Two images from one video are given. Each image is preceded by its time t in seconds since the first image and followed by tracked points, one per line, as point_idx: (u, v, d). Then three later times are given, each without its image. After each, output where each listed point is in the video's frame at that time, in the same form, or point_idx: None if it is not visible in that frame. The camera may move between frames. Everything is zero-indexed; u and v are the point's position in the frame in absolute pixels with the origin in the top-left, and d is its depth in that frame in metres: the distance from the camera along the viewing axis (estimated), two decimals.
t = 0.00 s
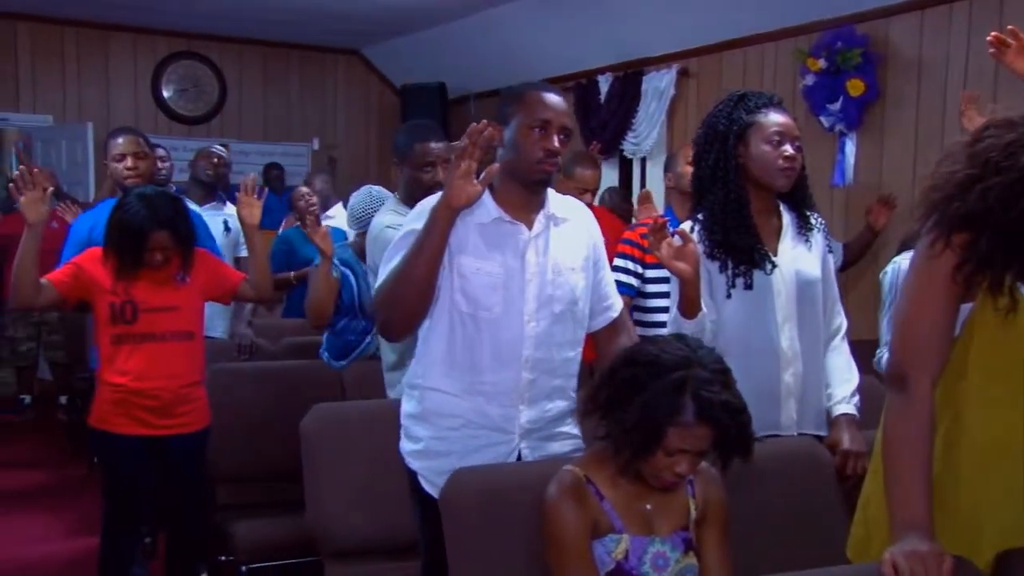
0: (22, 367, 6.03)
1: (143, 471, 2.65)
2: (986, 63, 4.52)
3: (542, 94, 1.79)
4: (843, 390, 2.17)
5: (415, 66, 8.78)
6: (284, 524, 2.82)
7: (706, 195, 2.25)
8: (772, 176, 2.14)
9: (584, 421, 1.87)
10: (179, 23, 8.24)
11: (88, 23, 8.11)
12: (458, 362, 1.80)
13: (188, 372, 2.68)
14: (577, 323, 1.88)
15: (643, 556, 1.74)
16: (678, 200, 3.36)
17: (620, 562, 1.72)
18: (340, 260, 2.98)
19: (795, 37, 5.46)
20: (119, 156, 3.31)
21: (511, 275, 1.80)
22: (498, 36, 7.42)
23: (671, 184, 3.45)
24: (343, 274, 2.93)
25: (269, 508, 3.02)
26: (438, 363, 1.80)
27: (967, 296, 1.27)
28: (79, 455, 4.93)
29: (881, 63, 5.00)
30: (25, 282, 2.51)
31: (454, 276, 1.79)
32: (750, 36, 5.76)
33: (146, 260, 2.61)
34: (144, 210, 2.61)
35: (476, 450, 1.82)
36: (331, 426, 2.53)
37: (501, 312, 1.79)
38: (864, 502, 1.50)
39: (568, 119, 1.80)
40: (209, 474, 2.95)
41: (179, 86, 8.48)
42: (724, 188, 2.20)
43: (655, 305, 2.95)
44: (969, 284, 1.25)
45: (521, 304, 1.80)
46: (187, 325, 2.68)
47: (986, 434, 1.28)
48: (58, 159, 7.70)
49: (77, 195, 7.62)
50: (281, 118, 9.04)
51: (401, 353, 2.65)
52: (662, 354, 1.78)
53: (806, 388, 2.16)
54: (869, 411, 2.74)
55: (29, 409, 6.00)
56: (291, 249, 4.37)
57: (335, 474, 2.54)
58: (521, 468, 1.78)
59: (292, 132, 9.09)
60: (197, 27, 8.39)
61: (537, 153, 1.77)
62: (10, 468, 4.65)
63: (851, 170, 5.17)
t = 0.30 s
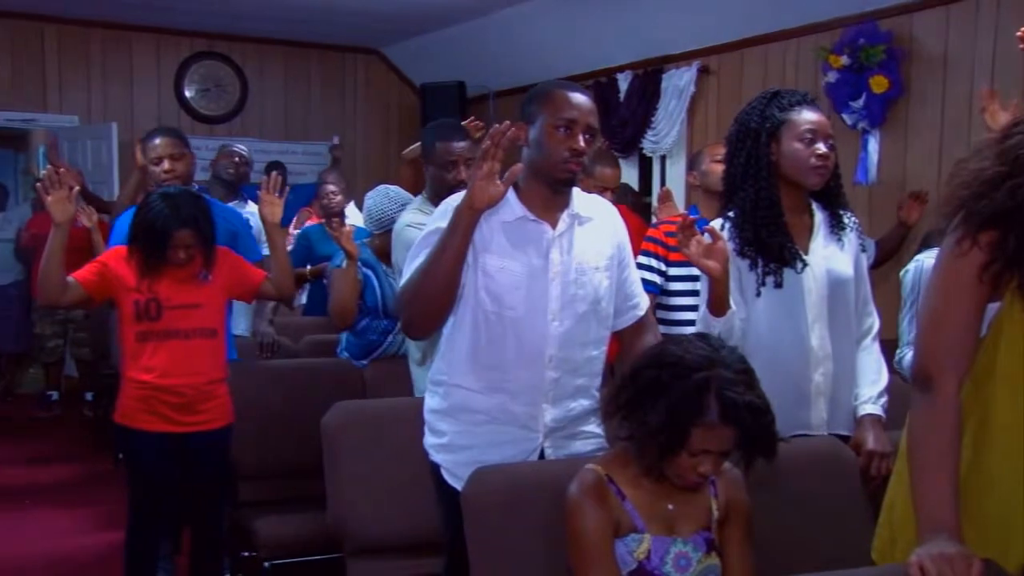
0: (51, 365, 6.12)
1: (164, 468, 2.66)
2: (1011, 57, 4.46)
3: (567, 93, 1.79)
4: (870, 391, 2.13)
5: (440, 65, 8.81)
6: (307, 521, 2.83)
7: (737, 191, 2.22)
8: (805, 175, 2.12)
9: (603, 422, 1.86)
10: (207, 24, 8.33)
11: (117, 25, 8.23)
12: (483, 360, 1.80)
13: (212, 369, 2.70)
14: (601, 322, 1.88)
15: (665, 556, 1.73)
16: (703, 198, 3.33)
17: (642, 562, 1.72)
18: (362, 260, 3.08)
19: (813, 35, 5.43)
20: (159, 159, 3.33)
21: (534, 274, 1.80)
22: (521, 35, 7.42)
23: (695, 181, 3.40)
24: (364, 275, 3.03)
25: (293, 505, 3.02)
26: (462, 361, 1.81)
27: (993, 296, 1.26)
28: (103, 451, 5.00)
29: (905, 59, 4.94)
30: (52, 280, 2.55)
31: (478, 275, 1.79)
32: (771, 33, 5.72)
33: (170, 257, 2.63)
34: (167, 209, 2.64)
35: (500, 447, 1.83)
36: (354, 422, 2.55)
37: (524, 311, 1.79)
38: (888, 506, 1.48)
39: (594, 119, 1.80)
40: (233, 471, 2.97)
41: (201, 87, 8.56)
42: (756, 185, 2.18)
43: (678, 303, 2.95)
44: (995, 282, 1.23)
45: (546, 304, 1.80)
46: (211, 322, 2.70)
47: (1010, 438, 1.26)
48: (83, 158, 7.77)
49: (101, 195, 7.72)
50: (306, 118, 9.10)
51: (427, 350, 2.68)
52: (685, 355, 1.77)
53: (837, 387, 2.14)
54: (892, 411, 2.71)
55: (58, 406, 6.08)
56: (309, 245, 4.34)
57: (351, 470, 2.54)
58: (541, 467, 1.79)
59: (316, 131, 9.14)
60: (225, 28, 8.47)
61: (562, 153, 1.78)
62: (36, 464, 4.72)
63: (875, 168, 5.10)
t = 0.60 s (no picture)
0: (70, 367, 6.14)
1: (184, 469, 2.66)
2: None
3: (582, 94, 1.79)
4: (894, 393, 2.12)
5: (456, 67, 8.82)
6: (327, 523, 2.83)
7: (767, 193, 2.22)
8: (835, 176, 2.11)
9: (621, 424, 1.86)
10: (223, 27, 8.35)
11: (136, 28, 8.25)
12: (497, 360, 1.80)
13: (230, 371, 2.70)
14: (617, 323, 1.87)
15: (683, 558, 1.73)
16: (721, 201, 3.34)
17: (660, 564, 1.72)
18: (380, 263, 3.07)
19: (834, 36, 5.44)
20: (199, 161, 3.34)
21: (548, 274, 1.80)
22: (539, 37, 7.43)
23: (714, 183, 3.40)
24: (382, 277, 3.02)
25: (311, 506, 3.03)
26: (477, 360, 1.81)
27: (1012, 295, 1.25)
28: (123, 453, 5.01)
29: (924, 61, 4.93)
30: (73, 282, 2.56)
31: (492, 275, 1.80)
32: (792, 34, 5.72)
33: (190, 258, 2.64)
34: (187, 210, 2.65)
35: (514, 448, 1.82)
36: (373, 423, 2.56)
37: (539, 311, 1.79)
38: (908, 508, 1.49)
39: (610, 120, 1.80)
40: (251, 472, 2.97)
41: (220, 89, 8.58)
42: (786, 187, 2.17)
43: (696, 306, 2.98)
44: (1015, 281, 1.23)
45: (560, 303, 1.80)
46: (229, 325, 2.71)
47: None
48: (105, 161, 7.71)
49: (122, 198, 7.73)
50: (323, 120, 9.12)
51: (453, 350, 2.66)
52: (703, 356, 1.77)
53: (864, 388, 2.14)
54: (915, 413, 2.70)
55: (77, 408, 6.11)
56: (327, 246, 4.34)
57: (370, 473, 2.55)
58: (557, 470, 1.79)
59: (333, 133, 9.17)
60: (241, 31, 8.49)
61: (578, 153, 1.78)
62: (57, 465, 4.73)
63: (895, 168, 5.10)
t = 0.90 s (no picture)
0: (87, 369, 6.18)
1: (198, 471, 2.66)
2: None
3: (582, 94, 1.79)
4: (915, 398, 2.06)
5: (470, 71, 8.84)
6: (342, 526, 2.84)
7: (792, 196, 2.21)
8: (861, 180, 2.09)
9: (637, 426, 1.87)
10: (240, 31, 8.39)
11: (153, 33, 8.30)
12: (503, 363, 1.80)
13: (247, 374, 2.72)
14: (625, 323, 1.86)
15: (698, 562, 1.73)
16: (732, 204, 3.33)
17: (675, 568, 1.71)
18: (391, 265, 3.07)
19: (849, 38, 5.44)
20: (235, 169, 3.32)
21: (553, 275, 1.79)
22: (553, 40, 7.43)
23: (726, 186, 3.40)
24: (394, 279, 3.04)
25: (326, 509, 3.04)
26: (483, 364, 1.81)
27: None
28: (138, 454, 5.04)
29: (940, 63, 4.91)
30: (90, 285, 2.58)
31: (497, 278, 1.80)
32: (806, 36, 5.71)
33: (205, 262, 2.65)
34: (203, 214, 2.65)
35: (522, 452, 1.82)
36: (387, 426, 2.56)
37: (544, 313, 1.78)
38: (924, 513, 1.48)
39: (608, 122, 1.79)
40: (267, 475, 2.98)
41: (235, 92, 8.64)
42: (811, 190, 2.16)
43: (709, 309, 3.06)
44: None
45: (566, 305, 1.79)
46: (244, 327, 2.72)
47: None
48: (121, 165, 7.74)
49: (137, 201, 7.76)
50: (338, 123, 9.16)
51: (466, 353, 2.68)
52: (718, 359, 1.78)
53: (890, 393, 2.10)
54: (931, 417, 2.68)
55: (93, 410, 6.15)
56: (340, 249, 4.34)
57: (383, 475, 2.55)
58: (571, 475, 1.80)
59: (349, 136, 9.21)
60: (257, 35, 8.53)
61: (576, 154, 1.77)
62: (73, 467, 4.76)
63: (910, 170, 5.07)
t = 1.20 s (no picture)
0: (88, 370, 6.17)
1: (201, 474, 2.66)
2: None
3: (561, 96, 1.78)
4: (918, 400, 2.04)
5: (472, 72, 8.84)
6: (342, 527, 2.84)
7: (804, 197, 2.17)
8: (873, 182, 2.05)
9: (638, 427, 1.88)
10: (241, 32, 8.39)
11: (155, 34, 8.29)
12: (496, 369, 1.79)
13: (248, 376, 2.72)
14: (617, 319, 1.85)
15: (699, 564, 1.73)
16: (735, 206, 3.33)
17: (675, 569, 1.72)
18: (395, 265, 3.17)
19: (852, 39, 5.44)
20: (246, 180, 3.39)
21: (541, 275, 1.79)
22: (555, 42, 7.43)
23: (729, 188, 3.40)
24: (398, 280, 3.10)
25: (327, 511, 3.03)
26: (476, 371, 1.81)
27: None
28: (139, 456, 5.04)
29: (943, 65, 4.91)
30: (92, 287, 2.57)
31: (483, 284, 1.79)
32: (809, 38, 5.71)
33: (208, 264, 2.65)
34: (205, 215, 2.66)
35: (521, 457, 1.82)
36: (388, 428, 2.57)
37: (535, 314, 1.78)
38: (926, 512, 1.49)
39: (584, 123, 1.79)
40: (268, 477, 2.98)
41: (238, 94, 8.64)
42: (824, 191, 2.12)
43: (711, 311, 3.09)
44: None
45: (556, 305, 1.79)
46: (246, 329, 2.73)
47: None
48: (123, 167, 7.75)
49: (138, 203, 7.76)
50: (341, 124, 9.17)
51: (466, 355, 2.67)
52: (719, 361, 1.78)
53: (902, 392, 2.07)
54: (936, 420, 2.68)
55: (95, 411, 6.15)
56: (343, 252, 4.34)
57: (386, 477, 2.55)
58: (572, 477, 1.81)
59: (350, 137, 9.21)
60: (258, 36, 8.53)
61: (553, 153, 1.77)
62: (76, 468, 4.76)
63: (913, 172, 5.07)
